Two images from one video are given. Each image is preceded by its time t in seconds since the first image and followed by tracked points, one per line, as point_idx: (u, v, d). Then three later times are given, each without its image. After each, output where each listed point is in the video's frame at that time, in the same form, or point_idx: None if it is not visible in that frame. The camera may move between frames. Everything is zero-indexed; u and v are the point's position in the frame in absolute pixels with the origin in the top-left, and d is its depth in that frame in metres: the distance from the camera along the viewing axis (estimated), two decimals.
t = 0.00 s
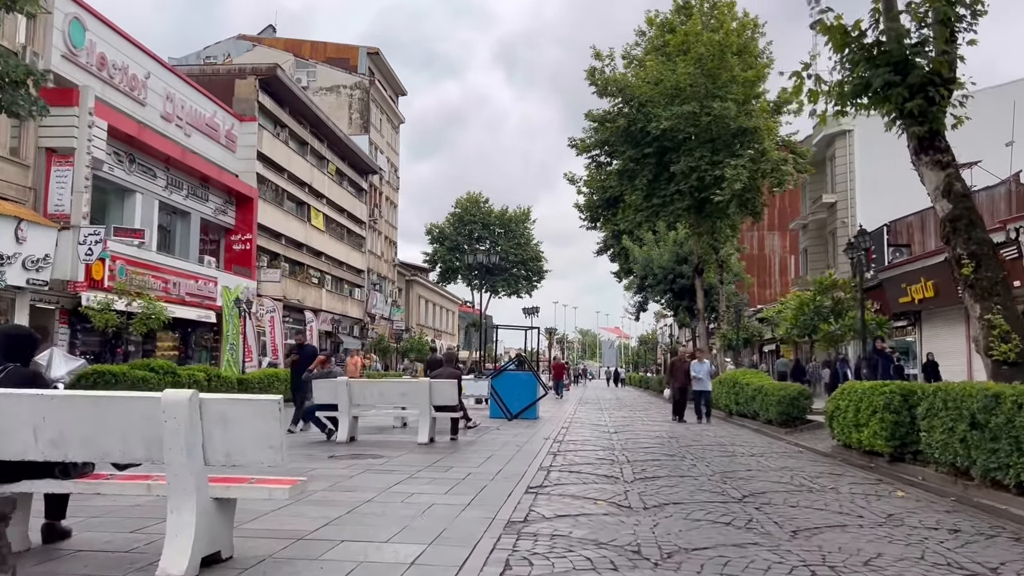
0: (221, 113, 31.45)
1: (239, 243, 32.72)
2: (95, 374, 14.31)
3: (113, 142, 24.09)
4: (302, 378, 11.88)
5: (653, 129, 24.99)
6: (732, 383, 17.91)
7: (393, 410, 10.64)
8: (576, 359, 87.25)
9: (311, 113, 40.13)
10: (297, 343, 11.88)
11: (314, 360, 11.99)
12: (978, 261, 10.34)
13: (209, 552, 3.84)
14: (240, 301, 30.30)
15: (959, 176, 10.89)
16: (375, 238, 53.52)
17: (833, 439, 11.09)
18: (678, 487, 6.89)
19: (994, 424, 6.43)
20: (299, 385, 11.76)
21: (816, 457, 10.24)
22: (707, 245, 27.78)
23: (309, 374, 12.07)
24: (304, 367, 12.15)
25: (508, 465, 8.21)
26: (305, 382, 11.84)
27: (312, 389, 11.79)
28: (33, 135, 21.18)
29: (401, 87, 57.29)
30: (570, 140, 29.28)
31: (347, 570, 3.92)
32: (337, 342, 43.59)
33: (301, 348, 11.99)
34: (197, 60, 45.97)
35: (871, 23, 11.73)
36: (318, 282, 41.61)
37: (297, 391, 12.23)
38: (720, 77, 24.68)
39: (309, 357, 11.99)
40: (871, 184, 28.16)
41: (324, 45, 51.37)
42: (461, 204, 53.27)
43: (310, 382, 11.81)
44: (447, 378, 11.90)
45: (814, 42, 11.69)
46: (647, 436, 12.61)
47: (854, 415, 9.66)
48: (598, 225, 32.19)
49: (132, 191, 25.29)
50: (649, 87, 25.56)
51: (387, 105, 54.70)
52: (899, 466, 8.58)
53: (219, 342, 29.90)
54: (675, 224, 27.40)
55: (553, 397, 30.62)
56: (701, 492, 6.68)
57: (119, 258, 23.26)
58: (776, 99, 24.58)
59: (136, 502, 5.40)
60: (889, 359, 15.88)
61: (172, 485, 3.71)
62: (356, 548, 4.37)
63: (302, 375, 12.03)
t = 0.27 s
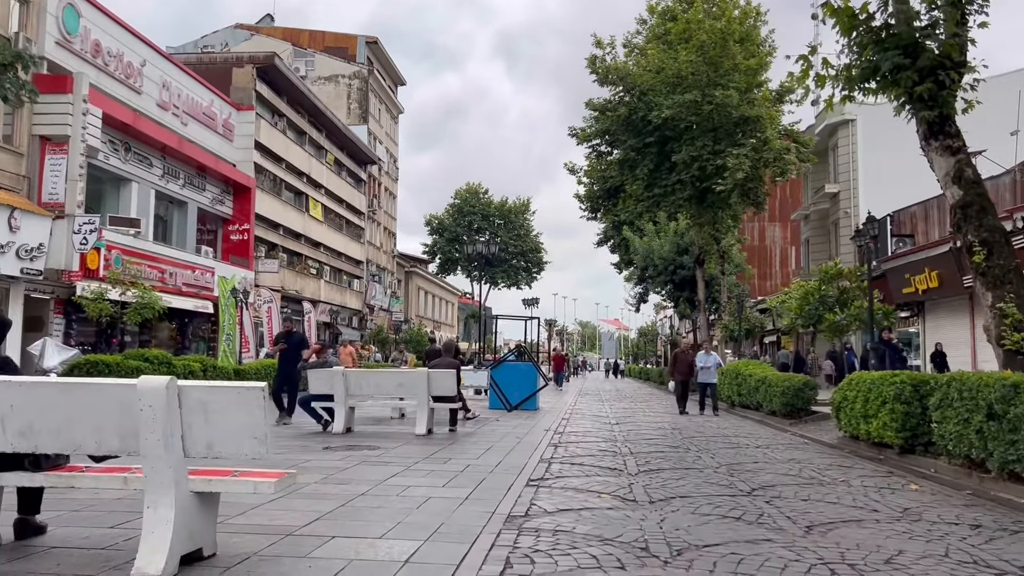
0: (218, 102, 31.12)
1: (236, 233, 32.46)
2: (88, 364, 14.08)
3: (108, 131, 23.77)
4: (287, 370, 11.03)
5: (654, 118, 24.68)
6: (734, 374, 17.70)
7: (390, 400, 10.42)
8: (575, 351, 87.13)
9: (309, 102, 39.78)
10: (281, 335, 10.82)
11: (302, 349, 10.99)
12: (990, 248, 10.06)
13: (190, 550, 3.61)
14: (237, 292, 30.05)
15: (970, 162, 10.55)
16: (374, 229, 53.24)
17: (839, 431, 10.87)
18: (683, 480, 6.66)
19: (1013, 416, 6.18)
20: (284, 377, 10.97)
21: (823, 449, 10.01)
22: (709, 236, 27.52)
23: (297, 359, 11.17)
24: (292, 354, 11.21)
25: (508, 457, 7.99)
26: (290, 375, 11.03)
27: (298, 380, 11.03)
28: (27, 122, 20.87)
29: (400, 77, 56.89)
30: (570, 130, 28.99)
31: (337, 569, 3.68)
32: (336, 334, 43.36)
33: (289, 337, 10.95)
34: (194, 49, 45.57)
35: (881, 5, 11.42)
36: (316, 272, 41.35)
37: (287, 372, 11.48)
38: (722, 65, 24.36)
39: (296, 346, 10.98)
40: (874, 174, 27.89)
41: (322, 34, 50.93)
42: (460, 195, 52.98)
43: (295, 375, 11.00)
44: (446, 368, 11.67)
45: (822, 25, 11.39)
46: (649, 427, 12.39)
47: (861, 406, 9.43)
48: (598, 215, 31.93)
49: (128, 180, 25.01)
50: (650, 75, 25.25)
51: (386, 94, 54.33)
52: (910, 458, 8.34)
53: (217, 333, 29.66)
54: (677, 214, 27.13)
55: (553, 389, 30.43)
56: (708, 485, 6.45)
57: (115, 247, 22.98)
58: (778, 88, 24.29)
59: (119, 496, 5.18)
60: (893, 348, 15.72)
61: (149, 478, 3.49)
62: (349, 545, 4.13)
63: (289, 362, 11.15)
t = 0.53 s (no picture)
0: (213, 93, 30.75)
1: (231, 226, 32.13)
2: (77, 358, 13.78)
3: (101, 122, 23.43)
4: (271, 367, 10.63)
5: (653, 109, 24.30)
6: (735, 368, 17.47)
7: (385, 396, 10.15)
8: (573, 344, 86.95)
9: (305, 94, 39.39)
10: (263, 330, 10.53)
11: (284, 344, 10.67)
12: (1002, 240, 9.70)
13: (163, 562, 3.36)
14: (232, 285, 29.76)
15: (980, 151, 10.15)
16: (370, 222, 52.90)
17: (844, 428, 10.63)
18: (689, 481, 6.41)
19: None
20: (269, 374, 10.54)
21: (829, 446, 9.77)
22: (707, 229, 27.22)
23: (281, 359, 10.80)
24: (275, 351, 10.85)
25: (506, 456, 7.72)
26: (275, 371, 10.63)
27: (283, 376, 10.65)
28: (17, 113, 20.53)
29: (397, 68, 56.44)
30: (568, 122, 28.65)
31: None
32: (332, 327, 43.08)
33: (270, 333, 10.70)
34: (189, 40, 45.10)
35: None
36: (312, 266, 41.04)
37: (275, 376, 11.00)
38: (722, 55, 24.04)
39: (278, 341, 10.68)
40: (875, 166, 27.62)
41: (318, 25, 50.46)
42: (458, 188, 52.64)
43: (280, 371, 10.63)
44: (442, 363, 11.41)
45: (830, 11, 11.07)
46: (649, 424, 12.15)
47: (869, 402, 9.19)
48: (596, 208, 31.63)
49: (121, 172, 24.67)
50: (649, 66, 24.91)
51: (383, 86, 53.90)
52: (919, 456, 8.09)
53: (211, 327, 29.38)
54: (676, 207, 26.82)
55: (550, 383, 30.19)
56: (715, 486, 6.20)
57: (107, 240, 22.66)
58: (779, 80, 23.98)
59: (95, 499, 4.91)
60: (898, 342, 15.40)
61: (117, 485, 3.23)
62: (335, 555, 3.86)
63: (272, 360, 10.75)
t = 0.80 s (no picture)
0: (206, 78, 30.32)
1: (225, 213, 31.77)
2: (66, 345, 13.49)
3: (92, 107, 23.03)
4: (254, 354, 10.20)
5: (651, 97, 23.64)
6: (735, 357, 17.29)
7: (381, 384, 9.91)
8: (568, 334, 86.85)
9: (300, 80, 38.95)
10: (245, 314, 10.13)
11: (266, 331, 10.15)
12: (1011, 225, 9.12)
13: (140, 561, 3.11)
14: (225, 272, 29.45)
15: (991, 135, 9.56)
16: (365, 210, 52.55)
17: (848, 417, 10.43)
18: (695, 472, 6.17)
19: None
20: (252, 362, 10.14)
21: (833, 436, 9.57)
22: (705, 218, 26.92)
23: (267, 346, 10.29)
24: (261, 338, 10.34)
25: (505, 446, 7.49)
26: (257, 357, 10.23)
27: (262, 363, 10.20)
28: (6, 97, 20.14)
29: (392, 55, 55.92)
30: (565, 108, 28.30)
31: None
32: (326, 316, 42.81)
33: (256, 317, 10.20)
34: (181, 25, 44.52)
35: None
36: (307, 253, 40.72)
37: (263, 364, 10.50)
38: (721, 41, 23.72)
39: (262, 327, 10.16)
40: (875, 153, 27.39)
41: (313, 11, 49.89)
42: (453, 176, 52.28)
43: (263, 357, 10.22)
44: (439, 350, 11.17)
45: None
46: (649, 413, 11.95)
47: (876, 390, 8.98)
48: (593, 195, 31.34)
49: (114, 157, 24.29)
50: (647, 52, 24.56)
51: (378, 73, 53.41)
52: (929, 446, 7.88)
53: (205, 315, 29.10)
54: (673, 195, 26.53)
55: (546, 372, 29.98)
56: (723, 477, 5.98)
57: (99, 227, 22.33)
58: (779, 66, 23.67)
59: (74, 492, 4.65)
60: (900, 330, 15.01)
61: (87, 478, 2.98)
62: (326, 551, 3.61)
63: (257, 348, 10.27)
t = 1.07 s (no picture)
0: (201, 72, 29.97)
1: (220, 208, 31.44)
2: (56, 344, 13.19)
3: (84, 100, 22.68)
4: (241, 354, 9.91)
5: (652, 90, 23.57)
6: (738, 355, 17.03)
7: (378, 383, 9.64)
8: (566, 331, 86.57)
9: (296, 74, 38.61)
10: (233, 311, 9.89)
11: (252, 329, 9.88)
12: None
13: None
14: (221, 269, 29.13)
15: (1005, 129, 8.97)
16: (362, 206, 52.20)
17: (858, 418, 10.17)
18: (706, 478, 5.92)
19: None
20: (239, 362, 9.85)
21: (844, 437, 9.30)
22: (705, 214, 26.65)
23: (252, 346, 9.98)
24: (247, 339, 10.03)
25: (507, 449, 7.21)
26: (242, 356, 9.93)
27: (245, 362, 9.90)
28: None
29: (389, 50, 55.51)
30: (565, 103, 28.00)
31: None
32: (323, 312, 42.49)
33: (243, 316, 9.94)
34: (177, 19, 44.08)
35: None
36: (304, 250, 40.39)
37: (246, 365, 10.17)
38: (722, 35, 23.46)
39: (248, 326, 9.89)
40: (876, 149, 27.14)
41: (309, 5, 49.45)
42: (451, 171, 51.94)
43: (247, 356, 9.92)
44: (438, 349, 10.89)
45: None
46: (652, 413, 11.69)
47: (888, 390, 8.69)
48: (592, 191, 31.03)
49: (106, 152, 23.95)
50: (647, 47, 24.27)
51: (375, 68, 53.02)
52: (945, 449, 7.61)
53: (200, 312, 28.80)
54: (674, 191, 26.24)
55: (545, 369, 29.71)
56: (735, 483, 5.72)
57: (91, 222, 22.03)
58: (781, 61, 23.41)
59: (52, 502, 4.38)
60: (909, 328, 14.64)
61: (53, 494, 2.81)
62: (318, 571, 3.35)
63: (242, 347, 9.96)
